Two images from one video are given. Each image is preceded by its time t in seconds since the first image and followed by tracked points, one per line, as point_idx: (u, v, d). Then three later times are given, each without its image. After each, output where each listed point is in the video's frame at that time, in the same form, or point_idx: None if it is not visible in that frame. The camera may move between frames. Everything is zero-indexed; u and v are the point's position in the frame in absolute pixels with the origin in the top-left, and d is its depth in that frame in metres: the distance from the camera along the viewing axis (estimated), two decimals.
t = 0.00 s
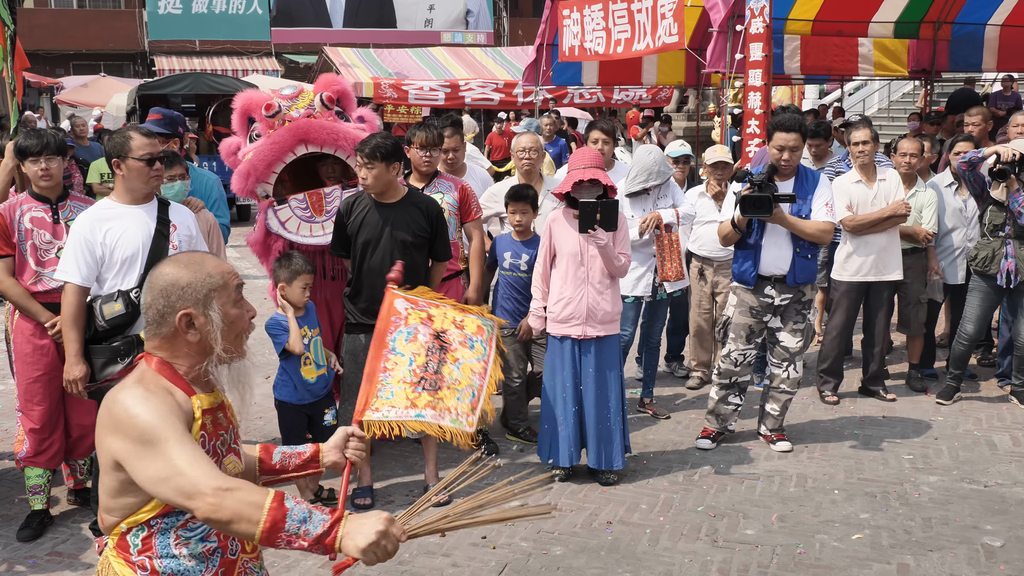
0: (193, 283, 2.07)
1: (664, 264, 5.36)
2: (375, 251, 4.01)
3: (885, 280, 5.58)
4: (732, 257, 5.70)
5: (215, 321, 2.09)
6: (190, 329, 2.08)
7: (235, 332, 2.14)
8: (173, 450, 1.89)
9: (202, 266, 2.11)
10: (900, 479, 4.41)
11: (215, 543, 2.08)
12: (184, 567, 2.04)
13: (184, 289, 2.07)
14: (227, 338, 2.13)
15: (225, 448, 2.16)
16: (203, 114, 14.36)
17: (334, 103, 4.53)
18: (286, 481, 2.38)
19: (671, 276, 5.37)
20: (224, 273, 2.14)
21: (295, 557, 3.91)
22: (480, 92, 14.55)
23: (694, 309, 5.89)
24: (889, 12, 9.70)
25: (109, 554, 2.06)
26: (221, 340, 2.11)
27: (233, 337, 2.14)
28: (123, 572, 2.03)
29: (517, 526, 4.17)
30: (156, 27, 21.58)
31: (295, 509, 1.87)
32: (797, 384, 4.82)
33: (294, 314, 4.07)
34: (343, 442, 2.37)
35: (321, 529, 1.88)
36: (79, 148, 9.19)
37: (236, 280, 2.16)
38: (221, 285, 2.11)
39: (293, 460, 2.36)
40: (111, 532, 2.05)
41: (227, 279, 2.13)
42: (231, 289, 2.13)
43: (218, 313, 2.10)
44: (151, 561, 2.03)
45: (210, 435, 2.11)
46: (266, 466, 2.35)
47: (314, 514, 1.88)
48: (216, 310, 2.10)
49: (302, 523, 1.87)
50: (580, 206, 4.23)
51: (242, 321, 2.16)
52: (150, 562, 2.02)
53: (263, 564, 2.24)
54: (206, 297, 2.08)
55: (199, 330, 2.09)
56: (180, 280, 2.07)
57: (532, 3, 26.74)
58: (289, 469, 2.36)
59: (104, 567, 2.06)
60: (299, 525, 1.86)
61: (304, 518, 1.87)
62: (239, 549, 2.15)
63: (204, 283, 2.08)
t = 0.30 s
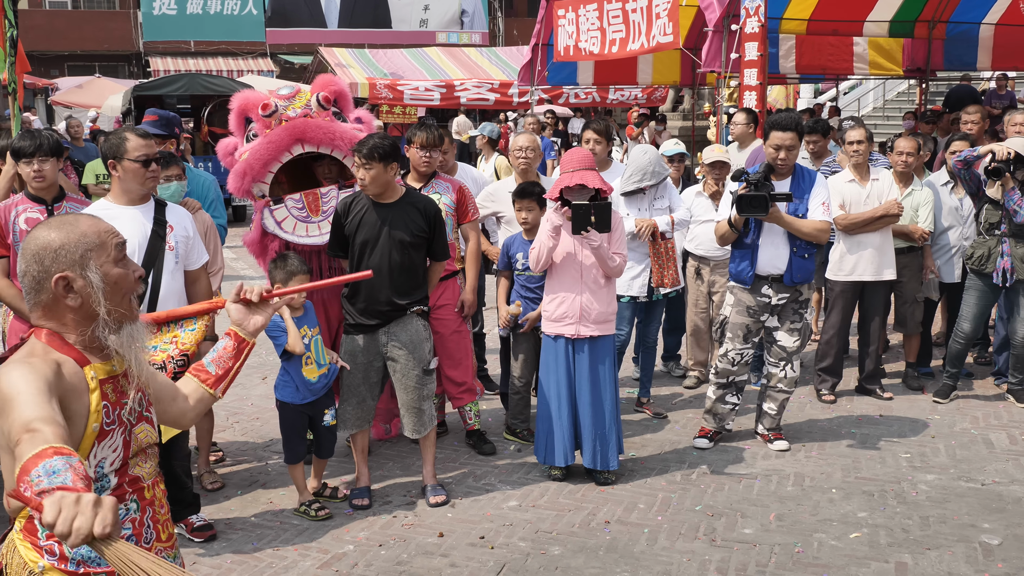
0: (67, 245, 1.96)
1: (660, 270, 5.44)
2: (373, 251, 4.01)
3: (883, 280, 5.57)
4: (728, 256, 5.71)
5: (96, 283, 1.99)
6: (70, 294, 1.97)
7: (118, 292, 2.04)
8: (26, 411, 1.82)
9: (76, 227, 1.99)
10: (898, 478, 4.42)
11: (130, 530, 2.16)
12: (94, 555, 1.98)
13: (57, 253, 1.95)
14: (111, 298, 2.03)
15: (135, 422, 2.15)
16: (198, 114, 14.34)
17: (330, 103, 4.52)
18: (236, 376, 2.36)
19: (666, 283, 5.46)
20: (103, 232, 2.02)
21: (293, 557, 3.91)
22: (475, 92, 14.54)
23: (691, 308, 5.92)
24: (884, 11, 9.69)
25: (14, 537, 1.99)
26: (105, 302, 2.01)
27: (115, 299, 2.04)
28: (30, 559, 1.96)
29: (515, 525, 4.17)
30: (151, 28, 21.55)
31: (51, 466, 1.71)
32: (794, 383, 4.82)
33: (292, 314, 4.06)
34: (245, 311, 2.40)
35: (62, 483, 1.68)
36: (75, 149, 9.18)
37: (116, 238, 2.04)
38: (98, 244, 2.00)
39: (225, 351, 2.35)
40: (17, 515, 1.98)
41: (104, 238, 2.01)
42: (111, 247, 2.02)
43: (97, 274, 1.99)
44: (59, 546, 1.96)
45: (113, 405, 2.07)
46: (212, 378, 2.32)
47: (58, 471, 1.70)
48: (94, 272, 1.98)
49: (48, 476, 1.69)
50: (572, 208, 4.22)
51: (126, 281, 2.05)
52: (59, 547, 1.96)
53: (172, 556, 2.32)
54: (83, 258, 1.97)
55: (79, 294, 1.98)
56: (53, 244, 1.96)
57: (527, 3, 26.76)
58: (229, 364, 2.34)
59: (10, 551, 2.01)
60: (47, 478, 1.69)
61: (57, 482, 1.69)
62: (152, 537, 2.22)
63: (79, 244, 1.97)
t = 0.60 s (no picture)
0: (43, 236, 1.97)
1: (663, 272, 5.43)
2: (380, 250, 4.01)
3: (881, 279, 5.57)
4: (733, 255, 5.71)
5: (70, 274, 1.98)
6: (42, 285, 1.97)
7: (95, 283, 2.05)
8: None
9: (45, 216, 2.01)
10: (903, 477, 4.42)
11: (136, 523, 2.08)
12: (109, 549, 2.01)
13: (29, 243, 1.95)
14: (88, 288, 2.04)
15: (127, 408, 2.12)
16: (201, 114, 14.36)
17: (338, 106, 4.50)
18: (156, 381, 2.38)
19: (669, 284, 5.46)
20: (68, 224, 2.02)
21: (298, 556, 3.91)
22: (478, 92, 14.54)
23: (694, 307, 5.87)
24: (887, 10, 9.68)
25: (17, 537, 1.95)
26: (79, 293, 2.00)
27: (94, 287, 2.04)
28: (43, 559, 1.94)
29: (519, 524, 4.17)
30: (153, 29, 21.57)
31: None
32: (798, 382, 4.82)
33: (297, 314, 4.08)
34: (172, 317, 2.38)
35: None
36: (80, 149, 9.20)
37: (90, 231, 2.04)
38: (71, 235, 1.99)
39: (151, 357, 2.35)
40: (22, 515, 1.94)
41: (78, 230, 2.01)
42: (85, 239, 2.01)
43: (71, 265, 1.98)
44: (74, 544, 1.97)
45: (109, 390, 2.04)
46: (139, 385, 2.33)
47: None
48: (68, 263, 1.98)
49: None
50: (574, 207, 4.23)
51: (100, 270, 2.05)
52: (74, 545, 1.97)
53: (168, 547, 2.25)
54: (57, 250, 1.97)
55: (54, 286, 1.97)
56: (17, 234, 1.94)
57: (530, 3, 26.77)
58: (156, 373, 2.36)
59: (12, 551, 1.95)
60: None
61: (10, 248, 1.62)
62: (154, 529, 2.15)
63: (53, 233, 1.98)
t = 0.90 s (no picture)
0: (25, 239, 1.86)
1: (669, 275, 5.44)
2: (390, 249, 4.01)
3: (888, 279, 5.58)
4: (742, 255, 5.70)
5: (56, 280, 1.90)
6: (29, 290, 1.89)
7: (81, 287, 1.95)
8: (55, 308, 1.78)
9: (29, 219, 1.89)
10: (912, 478, 4.40)
11: (157, 509, 2.13)
12: (139, 536, 2.05)
13: (17, 247, 1.86)
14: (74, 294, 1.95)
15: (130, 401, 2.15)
16: (208, 114, 14.37)
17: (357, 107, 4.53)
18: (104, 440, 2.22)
19: (675, 287, 5.46)
20: (62, 225, 1.92)
21: (307, 555, 3.91)
22: (484, 92, 14.55)
23: (703, 307, 5.92)
24: (895, 9, 9.65)
25: (46, 536, 1.93)
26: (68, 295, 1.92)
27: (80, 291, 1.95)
28: (80, 555, 1.95)
29: (527, 524, 4.17)
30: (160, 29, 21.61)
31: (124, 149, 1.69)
32: (807, 382, 4.81)
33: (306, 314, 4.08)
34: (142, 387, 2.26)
35: (148, 120, 1.70)
36: (88, 149, 9.22)
37: (76, 233, 1.95)
38: (57, 239, 1.90)
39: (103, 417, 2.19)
40: (51, 512, 1.92)
41: (62, 233, 1.91)
42: (71, 240, 1.92)
43: (57, 270, 1.89)
44: (109, 535, 1.99)
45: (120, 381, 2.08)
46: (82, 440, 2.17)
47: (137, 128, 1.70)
48: (53, 268, 1.89)
49: (147, 150, 1.69)
50: (579, 207, 4.23)
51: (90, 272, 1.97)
52: (110, 536, 1.99)
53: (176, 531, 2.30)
54: (41, 254, 1.87)
55: (38, 292, 1.89)
56: (9, 235, 1.86)
57: (536, 3, 26.78)
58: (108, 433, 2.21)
59: (42, 552, 1.93)
60: (139, 151, 1.69)
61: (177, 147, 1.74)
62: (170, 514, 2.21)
63: (38, 236, 1.88)
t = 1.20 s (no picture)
0: (41, 245, 1.88)
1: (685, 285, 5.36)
2: (408, 250, 4.02)
3: (904, 281, 5.55)
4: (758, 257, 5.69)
5: (72, 284, 1.91)
6: (45, 295, 1.91)
7: (97, 292, 1.96)
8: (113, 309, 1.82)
9: (44, 226, 1.91)
10: (931, 481, 4.39)
11: (181, 505, 2.17)
12: (169, 529, 2.09)
13: (34, 253, 1.88)
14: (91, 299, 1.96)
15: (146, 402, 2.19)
16: (224, 116, 14.41)
17: (373, 112, 4.52)
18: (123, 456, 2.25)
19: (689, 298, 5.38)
20: (77, 229, 1.94)
21: (324, 555, 3.93)
22: (498, 93, 14.58)
23: (719, 309, 5.90)
24: (912, 9, 9.61)
25: (81, 535, 1.95)
26: (85, 299, 1.93)
27: (97, 295, 1.96)
28: (116, 552, 1.98)
29: (544, 525, 4.17)
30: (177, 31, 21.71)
31: (227, 164, 1.90)
32: (824, 384, 4.80)
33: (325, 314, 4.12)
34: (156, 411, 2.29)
35: (256, 141, 1.95)
36: (106, 150, 9.27)
37: (91, 237, 1.95)
38: (73, 243, 1.91)
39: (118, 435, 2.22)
40: (88, 510, 1.94)
41: (78, 238, 1.92)
42: (87, 244, 1.93)
43: (73, 275, 1.91)
44: (143, 530, 2.02)
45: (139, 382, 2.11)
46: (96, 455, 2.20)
47: (242, 148, 1.93)
48: (69, 272, 1.91)
49: (250, 168, 1.93)
50: (594, 209, 4.21)
51: (107, 276, 1.98)
52: (144, 531, 2.03)
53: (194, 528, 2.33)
54: (56, 259, 1.89)
55: (55, 296, 1.91)
56: (26, 242, 1.89)
57: (550, 4, 26.82)
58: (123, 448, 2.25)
59: (78, 551, 1.95)
60: (243, 168, 1.91)
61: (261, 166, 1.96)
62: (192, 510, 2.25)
63: (54, 242, 1.89)
